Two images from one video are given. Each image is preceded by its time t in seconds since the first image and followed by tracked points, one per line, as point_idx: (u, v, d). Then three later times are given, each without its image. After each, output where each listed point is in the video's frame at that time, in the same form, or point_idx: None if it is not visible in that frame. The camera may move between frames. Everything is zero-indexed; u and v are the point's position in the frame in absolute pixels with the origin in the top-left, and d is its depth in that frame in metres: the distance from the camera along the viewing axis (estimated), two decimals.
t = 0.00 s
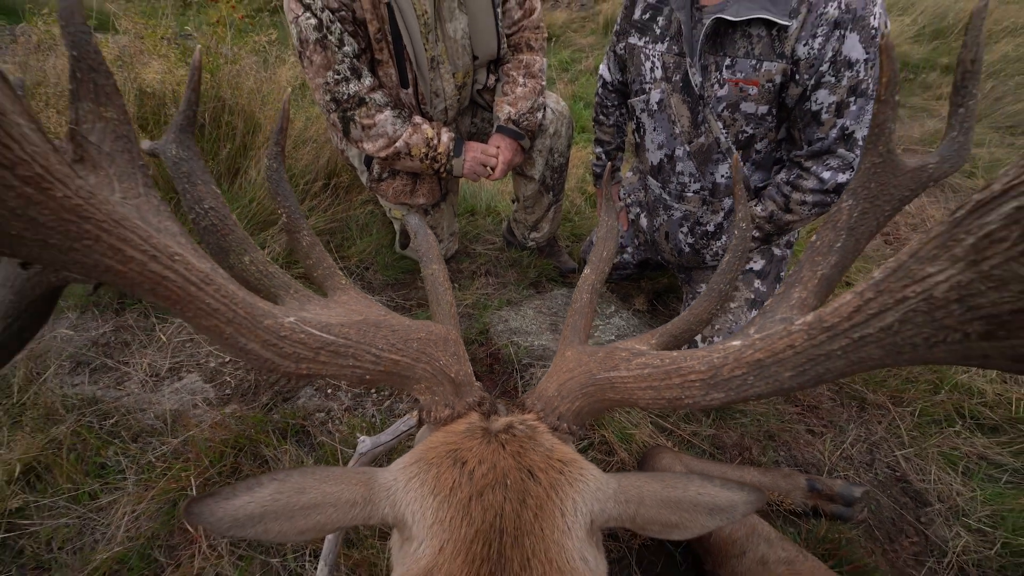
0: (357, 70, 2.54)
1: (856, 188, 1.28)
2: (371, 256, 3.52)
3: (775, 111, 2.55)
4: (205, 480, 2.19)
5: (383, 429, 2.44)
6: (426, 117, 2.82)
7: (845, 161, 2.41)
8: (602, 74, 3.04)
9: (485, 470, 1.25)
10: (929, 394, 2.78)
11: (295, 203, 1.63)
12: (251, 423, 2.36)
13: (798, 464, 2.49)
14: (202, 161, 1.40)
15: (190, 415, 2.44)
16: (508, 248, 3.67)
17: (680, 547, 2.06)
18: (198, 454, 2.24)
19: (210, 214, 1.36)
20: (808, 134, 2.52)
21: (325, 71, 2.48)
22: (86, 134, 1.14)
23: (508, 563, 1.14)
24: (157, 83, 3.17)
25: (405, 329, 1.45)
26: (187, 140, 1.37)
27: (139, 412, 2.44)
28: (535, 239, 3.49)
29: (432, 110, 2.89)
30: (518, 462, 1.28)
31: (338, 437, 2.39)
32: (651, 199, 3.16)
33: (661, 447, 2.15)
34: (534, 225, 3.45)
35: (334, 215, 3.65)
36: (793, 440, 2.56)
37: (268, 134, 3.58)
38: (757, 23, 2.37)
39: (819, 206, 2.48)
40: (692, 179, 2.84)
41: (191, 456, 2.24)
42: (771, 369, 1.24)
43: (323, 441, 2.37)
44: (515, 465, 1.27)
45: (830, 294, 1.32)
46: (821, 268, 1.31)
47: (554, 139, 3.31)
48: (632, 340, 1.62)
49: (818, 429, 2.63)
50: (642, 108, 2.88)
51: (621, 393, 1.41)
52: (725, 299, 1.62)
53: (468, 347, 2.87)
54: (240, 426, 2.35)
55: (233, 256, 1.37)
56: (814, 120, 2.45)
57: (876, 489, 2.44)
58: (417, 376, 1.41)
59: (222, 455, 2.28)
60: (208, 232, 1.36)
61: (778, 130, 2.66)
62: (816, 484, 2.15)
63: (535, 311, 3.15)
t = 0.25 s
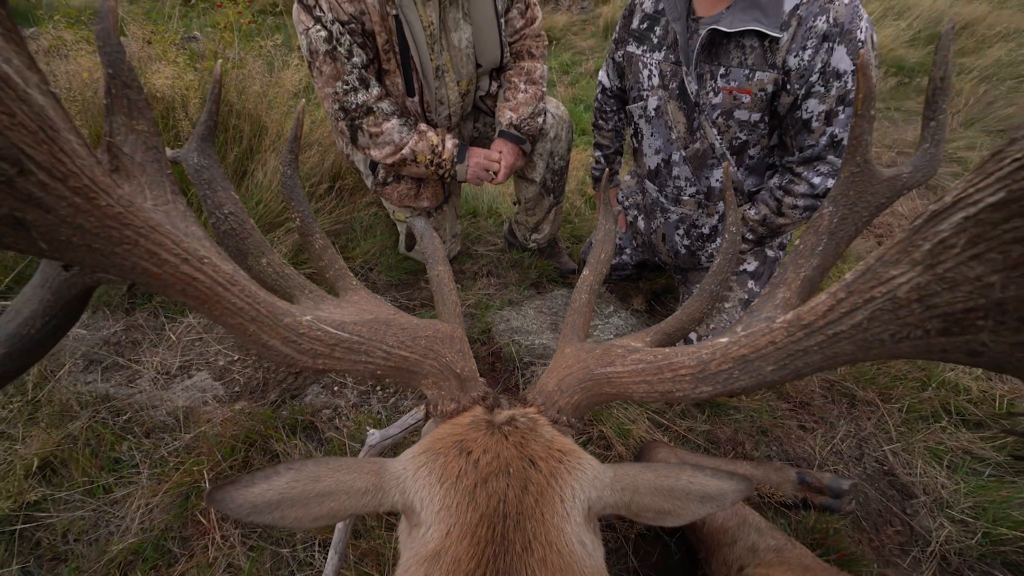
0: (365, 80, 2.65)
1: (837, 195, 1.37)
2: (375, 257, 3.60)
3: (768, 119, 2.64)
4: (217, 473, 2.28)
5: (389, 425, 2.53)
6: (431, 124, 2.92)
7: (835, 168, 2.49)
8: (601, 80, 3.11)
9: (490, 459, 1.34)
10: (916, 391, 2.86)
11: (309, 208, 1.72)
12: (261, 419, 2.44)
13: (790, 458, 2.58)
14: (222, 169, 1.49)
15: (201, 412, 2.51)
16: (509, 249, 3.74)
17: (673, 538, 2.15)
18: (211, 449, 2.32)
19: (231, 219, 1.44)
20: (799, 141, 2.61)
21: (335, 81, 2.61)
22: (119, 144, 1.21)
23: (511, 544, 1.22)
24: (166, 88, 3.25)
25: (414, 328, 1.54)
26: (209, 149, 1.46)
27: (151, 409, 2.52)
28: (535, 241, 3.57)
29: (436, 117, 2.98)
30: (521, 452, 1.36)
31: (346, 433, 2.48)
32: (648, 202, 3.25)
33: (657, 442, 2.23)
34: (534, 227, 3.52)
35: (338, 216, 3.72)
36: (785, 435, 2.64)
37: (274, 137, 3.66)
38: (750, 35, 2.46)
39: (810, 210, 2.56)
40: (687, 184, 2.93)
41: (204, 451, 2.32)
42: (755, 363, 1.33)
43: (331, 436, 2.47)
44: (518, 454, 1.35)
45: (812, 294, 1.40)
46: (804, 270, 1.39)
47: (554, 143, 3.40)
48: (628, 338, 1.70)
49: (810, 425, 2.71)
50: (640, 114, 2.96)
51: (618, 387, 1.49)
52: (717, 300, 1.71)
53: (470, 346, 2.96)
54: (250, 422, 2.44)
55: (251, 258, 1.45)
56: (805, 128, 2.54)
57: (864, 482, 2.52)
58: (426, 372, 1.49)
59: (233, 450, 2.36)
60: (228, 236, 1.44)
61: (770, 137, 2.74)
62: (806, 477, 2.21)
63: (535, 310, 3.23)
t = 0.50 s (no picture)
0: (372, 87, 2.74)
1: (825, 199, 1.45)
2: (380, 257, 3.67)
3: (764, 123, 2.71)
4: (231, 465, 2.37)
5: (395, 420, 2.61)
6: (436, 129, 3.01)
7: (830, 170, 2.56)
8: (601, 84, 3.18)
9: (495, 448, 1.41)
10: (910, 388, 2.93)
11: (321, 210, 1.80)
12: (271, 414, 2.52)
13: (785, 453, 2.65)
14: (241, 174, 1.56)
15: (213, 407, 2.60)
16: (511, 249, 3.82)
17: (670, 528, 2.23)
18: (225, 442, 2.41)
19: (250, 221, 1.52)
20: (794, 145, 2.68)
21: (343, 88, 2.69)
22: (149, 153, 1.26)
23: (516, 527, 1.30)
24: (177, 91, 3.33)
25: (423, 324, 1.61)
26: (229, 154, 1.54)
27: (165, 403, 2.61)
28: (537, 241, 3.64)
29: (441, 121, 3.07)
30: (524, 441, 1.43)
31: (354, 428, 2.57)
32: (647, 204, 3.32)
33: (655, 436, 2.31)
34: (536, 227, 3.59)
35: (344, 217, 3.80)
36: (780, 431, 2.72)
37: (280, 138, 3.73)
38: (747, 42, 2.53)
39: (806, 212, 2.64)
40: (685, 186, 3.01)
41: (218, 444, 2.41)
42: (745, 357, 1.41)
43: (340, 430, 2.56)
44: (521, 444, 1.42)
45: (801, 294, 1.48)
46: (793, 271, 1.47)
47: (555, 145, 3.47)
48: (627, 335, 1.77)
49: (805, 421, 2.78)
50: (639, 117, 3.03)
51: (616, 381, 1.57)
52: (711, 298, 1.78)
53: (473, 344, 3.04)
54: (261, 417, 2.52)
55: (269, 258, 1.53)
56: (800, 132, 2.61)
57: (857, 477, 2.59)
58: (434, 366, 1.57)
59: (246, 443, 2.45)
60: (247, 237, 1.52)
61: (767, 141, 2.81)
62: (799, 471, 2.29)
63: (536, 309, 3.31)
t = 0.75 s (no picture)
0: (379, 93, 2.81)
1: (816, 205, 1.52)
2: (385, 257, 3.74)
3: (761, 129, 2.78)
4: (244, 460, 2.45)
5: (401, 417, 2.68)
6: (441, 133, 3.08)
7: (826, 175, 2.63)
8: (602, 89, 3.25)
9: (500, 442, 1.48)
10: (904, 387, 2.99)
11: (332, 214, 1.87)
12: (281, 411, 2.60)
13: (781, 450, 2.72)
14: (257, 180, 1.63)
15: (225, 404, 2.67)
16: (514, 250, 3.89)
17: (669, 522, 2.31)
18: (237, 438, 2.48)
19: (266, 225, 1.59)
20: (790, 150, 2.74)
21: (351, 94, 2.76)
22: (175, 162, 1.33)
23: (522, 516, 1.37)
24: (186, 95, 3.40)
25: (431, 323, 1.68)
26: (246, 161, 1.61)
27: (177, 400, 2.68)
28: (540, 242, 3.71)
29: (446, 126, 3.14)
30: (529, 435, 1.50)
31: (361, 424, 2.64)
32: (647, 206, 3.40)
33: (654, 433, 2.38)
34: (538, 228, 3.66)
35: (349, 218, 3.87)
36: (777, 429, 2.78)
37: (288, 141, 3.80)
38: (744, 50, 2.59)
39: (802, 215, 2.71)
40: (684, 189, 3.08)
41: (230, 440, 2.49)
42: (738, 356, 1.48)
43: (348, 426, 2.63)
44: (526, 438, 1.49)
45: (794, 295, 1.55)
46: (786, 273, 1.54)
47: (558, 149, 3.54)
48: (626, 334, 1.84)
49: (801, 419, 2.85)
50: (639, 122, 3.11)
51: (616, 378, 1.64)
52: (708, 299, 1.85)
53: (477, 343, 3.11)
54: (271, 414, 2.59)
55: (285, 260, 1.60)
56: (796, 138, 2.67)
57: (852, 473, 2.66)
58: (442, 363, 1.63)
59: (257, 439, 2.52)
60: (264, 240, 1.59)
61: (764, 146, 2.88)
62: (794, 467, 2.39)
63: (539, 309, 3.38)
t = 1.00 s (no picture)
0: (384, 99, 2.87)
1: (809, 211, 1.57)
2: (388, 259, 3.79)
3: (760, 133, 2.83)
4: (252, 458, 2.50)
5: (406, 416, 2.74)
6: (445, 137, 3.14)
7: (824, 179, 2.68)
8: (603, 93, 3.30)
9: (505, 439, 1.53)
10: (898, 386, 3.05)
11: (342, 219, 1.93)
12: (289, 410, 2.65)
13: (778, 448, 2.78)
14: (270, 186, 1.69)
15: (232, 403, 2.72)
16: (515, 251, 3.94)
17: (668, 518, 2.36)
18: (245, 437, 2.54)
19: (279, 230, 1.64)
20: (788, 154, 2.79)
21: (356, 99, 2.82)
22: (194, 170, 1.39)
23: (526, 510, 1.43)
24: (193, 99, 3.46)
25: (437, 325, 1.74)
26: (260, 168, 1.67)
27: (186, 400, 2.73)
28: (541, 243, 3.76)
29: (450, 130, 3.20)
30: (532, 433, 1.56)
31: (367, 424, 2.70)
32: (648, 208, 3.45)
33: (654, 431, 2.44)
34: (540, 230, 3.71)
35: (353, 219, 3.93)
36: (774, 427, 2.84)
37: (292, 144, 3.86)
38: (743, 56, 2.65)
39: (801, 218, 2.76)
40: (684, 192, 3.13)
41: (239, 438, 2.54)
42: (733, 356, 1.53)
43: (354, 425, 2.69)
44: (530, 436, 1.55)
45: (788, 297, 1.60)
46: (781, 276, 1.59)
47: (559, 152, 3.59)
48: (627, 335, 1.89)
49: (797, 418, 2.91)
50: (640, 126, 3.16)
51: (616, 378, 1.69)
52: (706, 301, 1.91)
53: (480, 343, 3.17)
54: (278, 413, 2.65)
55: (297, 263, 1.65)
56: (795, 142, 2.73)
57: (847, 470, 2.72)
58: (450, 363, 1.69)
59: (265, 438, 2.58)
60: (276, 245, 1.64)
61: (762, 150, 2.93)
62: (790, 464, 2.49)
63: (540, 310, 3.44)
